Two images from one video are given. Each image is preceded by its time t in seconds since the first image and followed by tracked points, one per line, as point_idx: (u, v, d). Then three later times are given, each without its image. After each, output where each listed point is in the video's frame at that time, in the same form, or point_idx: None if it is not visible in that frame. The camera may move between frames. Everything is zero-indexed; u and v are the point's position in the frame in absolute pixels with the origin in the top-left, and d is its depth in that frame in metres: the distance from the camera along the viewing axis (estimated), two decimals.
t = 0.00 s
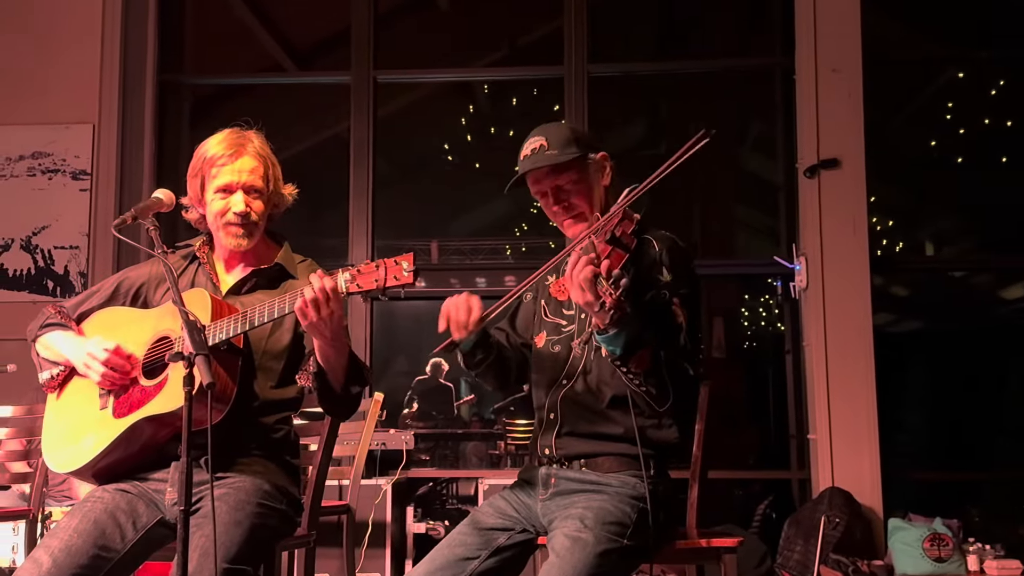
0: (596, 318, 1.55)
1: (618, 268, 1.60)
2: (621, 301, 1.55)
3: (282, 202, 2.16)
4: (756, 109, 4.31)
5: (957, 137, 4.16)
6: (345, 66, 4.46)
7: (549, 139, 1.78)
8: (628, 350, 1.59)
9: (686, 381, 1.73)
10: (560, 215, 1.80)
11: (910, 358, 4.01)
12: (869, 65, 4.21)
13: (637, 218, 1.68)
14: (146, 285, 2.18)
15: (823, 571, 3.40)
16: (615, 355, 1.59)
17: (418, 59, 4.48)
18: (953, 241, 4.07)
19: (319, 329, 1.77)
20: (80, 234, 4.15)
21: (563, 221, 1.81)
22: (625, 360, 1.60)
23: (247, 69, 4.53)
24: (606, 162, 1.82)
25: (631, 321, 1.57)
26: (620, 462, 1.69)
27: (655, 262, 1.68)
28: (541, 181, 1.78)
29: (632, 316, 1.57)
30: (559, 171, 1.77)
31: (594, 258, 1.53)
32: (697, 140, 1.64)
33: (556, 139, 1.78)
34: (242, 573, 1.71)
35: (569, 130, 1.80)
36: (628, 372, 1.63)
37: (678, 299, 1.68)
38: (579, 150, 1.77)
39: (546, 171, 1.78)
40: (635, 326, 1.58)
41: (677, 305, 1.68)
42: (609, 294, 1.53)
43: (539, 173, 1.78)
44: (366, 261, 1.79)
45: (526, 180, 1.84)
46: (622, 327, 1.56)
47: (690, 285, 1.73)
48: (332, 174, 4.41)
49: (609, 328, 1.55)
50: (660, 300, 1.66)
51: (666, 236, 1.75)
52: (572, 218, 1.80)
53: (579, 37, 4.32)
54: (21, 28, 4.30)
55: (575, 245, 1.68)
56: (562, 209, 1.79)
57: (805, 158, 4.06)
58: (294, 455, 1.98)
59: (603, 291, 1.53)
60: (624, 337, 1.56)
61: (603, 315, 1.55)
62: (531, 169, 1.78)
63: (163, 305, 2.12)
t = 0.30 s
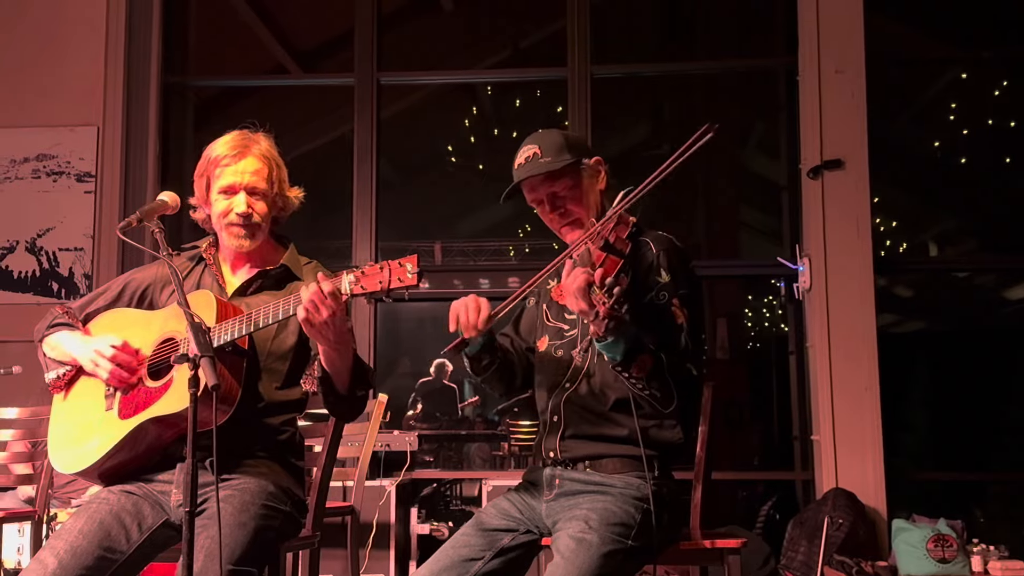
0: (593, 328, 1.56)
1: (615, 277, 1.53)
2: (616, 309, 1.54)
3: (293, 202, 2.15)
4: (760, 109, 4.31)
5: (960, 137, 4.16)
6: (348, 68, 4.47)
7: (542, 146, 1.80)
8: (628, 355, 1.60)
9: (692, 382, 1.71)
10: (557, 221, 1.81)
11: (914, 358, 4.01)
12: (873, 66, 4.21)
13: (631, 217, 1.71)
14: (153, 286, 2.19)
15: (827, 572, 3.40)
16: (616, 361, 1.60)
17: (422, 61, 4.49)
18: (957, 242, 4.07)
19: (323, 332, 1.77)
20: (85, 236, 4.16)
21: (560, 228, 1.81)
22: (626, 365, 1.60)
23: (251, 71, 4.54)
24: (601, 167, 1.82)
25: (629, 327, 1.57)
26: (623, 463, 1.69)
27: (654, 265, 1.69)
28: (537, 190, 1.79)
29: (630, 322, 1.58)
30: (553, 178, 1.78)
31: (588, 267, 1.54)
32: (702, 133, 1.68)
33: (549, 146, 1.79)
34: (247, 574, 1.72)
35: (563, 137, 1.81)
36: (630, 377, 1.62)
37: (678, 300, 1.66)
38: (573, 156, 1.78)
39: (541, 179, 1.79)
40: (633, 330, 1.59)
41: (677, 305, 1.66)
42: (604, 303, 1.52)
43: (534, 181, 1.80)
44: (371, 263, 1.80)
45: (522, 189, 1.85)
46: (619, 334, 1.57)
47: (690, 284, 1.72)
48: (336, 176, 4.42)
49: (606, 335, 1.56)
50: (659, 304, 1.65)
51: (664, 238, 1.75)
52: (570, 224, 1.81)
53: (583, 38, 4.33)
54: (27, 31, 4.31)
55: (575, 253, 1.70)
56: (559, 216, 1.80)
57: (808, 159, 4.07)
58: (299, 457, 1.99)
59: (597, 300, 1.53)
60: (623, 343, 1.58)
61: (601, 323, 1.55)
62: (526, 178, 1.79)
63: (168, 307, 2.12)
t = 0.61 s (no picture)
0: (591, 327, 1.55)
1: (607, 273, 1.57)
2: (609, 305, 1.53)
3: (297, 203, 2.08)
4: (763, 110, 4.31)
5: (963, 137, 4.16)
6: (351, 69, 4.47)
7: (547, 147, 1.79)
8: (627, 352, 1.58)
9: (693, 381, 1.71)
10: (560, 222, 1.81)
11: (917, 359, 4.01)
12: (876, 66, 4.21)
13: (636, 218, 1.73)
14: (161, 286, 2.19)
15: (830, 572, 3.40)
16: (615, 359, 1.58)
17: (425, 61, 4.49)
18: (960, 242, 4.07)
19: (325, 335, 1.78)
20: (88, 237, 4.16)
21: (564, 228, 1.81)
22: (625, 364, 1.59)
23: (254, 72, 4.54)
24: (606, 167, 1.83)
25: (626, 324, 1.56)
26: (626, 464, 1.68)
27: (654, 264, 1.70)
28: (540, 191, 1.79)
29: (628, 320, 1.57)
30: (557, 179, 1.77)
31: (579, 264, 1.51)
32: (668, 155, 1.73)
33: (554, 147, 1.78)
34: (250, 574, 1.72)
35: (567, 137, 1.80)
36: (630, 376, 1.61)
37: (678, 299, 1.67)
38: (577, 157, 1.78)
39: (544, 179, 1.78)
40: (631, 328, 1.58)
41: (677, 305, 1.66)
42: (594, 298, 1.50)
43: (538, 181, 1.79)
44: (379, 269, 1.80)
45: (527, 189, 1.85)
46: (618, 332, 1.56)
47: (694, 285, 1.73)
48: (339, 177, 4.42)
49: (605, 334, 1.55)
50: (660, 304, 1.66)
51: (663, 236, 1.75)
52: (572, 224, 1.81)
53: (585, 39, 4.32)
54: (30, 33, 4.32)
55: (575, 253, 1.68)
56: (561, 216, 1.80)
57: (810, 159, 4.06)
58: (302, 458, 1.98)
59: (588, 294, 1.50)
60: (621, 340, 1.56)
61: (599, 321, 1.54)
62: (530, 178, 1.79)
63: (174, 307, 2.12)
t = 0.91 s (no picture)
0: (585, 308, 1.59)
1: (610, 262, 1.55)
2: (606, 286, 1.57)
3: (283, 201, 2.04)
4: (766, 110, 4.31)
5: (966, 138, 4.17)
6: (353, 70, 4.48)
7: (561, 145, 1.80)
8: (619, 339, 1.61)
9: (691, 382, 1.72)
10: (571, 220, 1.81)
11: (919, 358, 4.01)
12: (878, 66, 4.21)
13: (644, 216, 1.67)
14: (167, 288, 2.20)
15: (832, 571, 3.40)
16: (607, 344, 1.61)
17: (427, 62, 4.49)
18: (963, 242, 4.07)
19: (328, 337, 1.79)
20: (91, 238, 4.17)
21: (574, 225, 1.81)
22: (617, 350, 1.62)
23: (257, 72, 4.55)
24: (619, 170, 1.84)
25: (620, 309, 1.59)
26: (629, 463, 1.69)
27: (658, 262, 1.70)
28: (551, 187, 1.80)
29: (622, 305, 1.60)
30: (568, 177, 1.78)
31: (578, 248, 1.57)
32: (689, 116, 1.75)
33: (568, 145, 1.79)
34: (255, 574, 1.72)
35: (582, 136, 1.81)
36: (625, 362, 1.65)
37: (678, 296, 1.67)
38: (592, 155, 1.79)
39: (556, 177, 1.79)
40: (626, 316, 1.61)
41: (677, 301, 1.67)
42: (591, 277, 1.54)
43: (550, 178, 1.80)
44: (383, 270, 1.80)
45: (540, 185, 1.85)
46: (611, 317, 1.59)
47: (697, 286, 1.73)
48: (341, 178, 4.42)
49: (597, 316, 1.59)
50: (661, 297, 1.67)
51: (669, 235, 1.76)
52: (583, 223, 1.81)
53: (587, 40, 4.33)
54: (32, 34, 4.33)
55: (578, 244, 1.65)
56: (572, 214, 1.81)
57: (812, 159, 4.06)
58: (307, 459, 1.99)
59: (585, 276, 1.55)
60: (614, 325, 1.59)
61: (593, 302, 1.58)
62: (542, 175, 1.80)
63: (179, 309, 2.13)
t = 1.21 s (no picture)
0: (595, 302, 1.57)
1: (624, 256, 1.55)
2: (617, 278, 1.55)
3: (274, 204, 2.03)
4: (769, 110, 4.31)
5: (969, 138, 4.16)
6: (356, 71, 4.48)
7: (578, 145, 1.79)
8: (627, 334, 1.60)
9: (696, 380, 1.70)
10: (583, 220, 1.81)
11: (923, 358, 4.00)
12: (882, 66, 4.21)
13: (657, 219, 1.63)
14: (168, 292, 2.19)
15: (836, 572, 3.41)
16: (615, 338, 1.60)
17: (430, 63, 4.49)
18: (966, 243, 4.06)
19: (323, 336, 1.79)
20: (94, 239, 4.18)
21: (586, 225, 1.80)
22: (624, 345, 1.61)
23: (260, 73, 4.55)
24: (634, 172, 1.84)
25: (630, 304, 1.58)
26: (634, 463, 1.69)
27: (669, 261, 1.69)
28: (565, 186, 1.80)
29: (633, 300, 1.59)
30: (583, 176, 1.78)
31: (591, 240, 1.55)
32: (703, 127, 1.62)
33: (584, 145, 1.78)
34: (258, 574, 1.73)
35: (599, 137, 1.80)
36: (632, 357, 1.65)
37: (688, 296, 1.67)
38: (608, 155, 1.79)
39: (571, 176, 1.79)
40: (636, 312, 1.60)
41: (686, 301, 1.67)
42: (603, 267, 1.52)
43: (565, 177, 1.80)
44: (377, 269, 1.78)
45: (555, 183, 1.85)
46: (622, 311, 1.57)
47: (705, 287, 1.73)
48: (344, 179, 4.43)
49: (607, 310, 1.57)
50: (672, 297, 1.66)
51: (681, 237, 1.76)
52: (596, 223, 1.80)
53: (590, 40, 4.33)
54: (36, 36, 4.34)
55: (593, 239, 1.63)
56: (585, 213, 1.80)
57: (815, 159, 4.06)
58: (309, 459, 1.99)
59: (597, 266, 1.53)
60: (623, 320, 1.58)
61: (604, 294, 1.56)
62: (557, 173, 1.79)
63: (180, 311, 2.13)
